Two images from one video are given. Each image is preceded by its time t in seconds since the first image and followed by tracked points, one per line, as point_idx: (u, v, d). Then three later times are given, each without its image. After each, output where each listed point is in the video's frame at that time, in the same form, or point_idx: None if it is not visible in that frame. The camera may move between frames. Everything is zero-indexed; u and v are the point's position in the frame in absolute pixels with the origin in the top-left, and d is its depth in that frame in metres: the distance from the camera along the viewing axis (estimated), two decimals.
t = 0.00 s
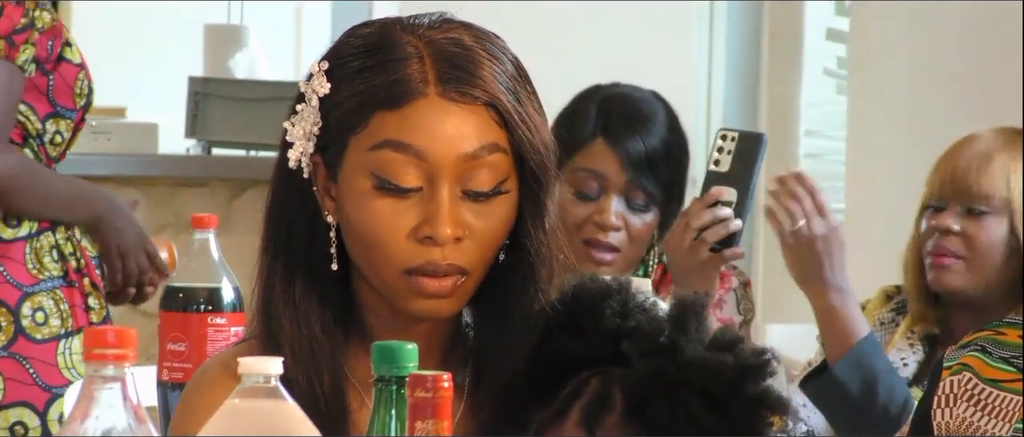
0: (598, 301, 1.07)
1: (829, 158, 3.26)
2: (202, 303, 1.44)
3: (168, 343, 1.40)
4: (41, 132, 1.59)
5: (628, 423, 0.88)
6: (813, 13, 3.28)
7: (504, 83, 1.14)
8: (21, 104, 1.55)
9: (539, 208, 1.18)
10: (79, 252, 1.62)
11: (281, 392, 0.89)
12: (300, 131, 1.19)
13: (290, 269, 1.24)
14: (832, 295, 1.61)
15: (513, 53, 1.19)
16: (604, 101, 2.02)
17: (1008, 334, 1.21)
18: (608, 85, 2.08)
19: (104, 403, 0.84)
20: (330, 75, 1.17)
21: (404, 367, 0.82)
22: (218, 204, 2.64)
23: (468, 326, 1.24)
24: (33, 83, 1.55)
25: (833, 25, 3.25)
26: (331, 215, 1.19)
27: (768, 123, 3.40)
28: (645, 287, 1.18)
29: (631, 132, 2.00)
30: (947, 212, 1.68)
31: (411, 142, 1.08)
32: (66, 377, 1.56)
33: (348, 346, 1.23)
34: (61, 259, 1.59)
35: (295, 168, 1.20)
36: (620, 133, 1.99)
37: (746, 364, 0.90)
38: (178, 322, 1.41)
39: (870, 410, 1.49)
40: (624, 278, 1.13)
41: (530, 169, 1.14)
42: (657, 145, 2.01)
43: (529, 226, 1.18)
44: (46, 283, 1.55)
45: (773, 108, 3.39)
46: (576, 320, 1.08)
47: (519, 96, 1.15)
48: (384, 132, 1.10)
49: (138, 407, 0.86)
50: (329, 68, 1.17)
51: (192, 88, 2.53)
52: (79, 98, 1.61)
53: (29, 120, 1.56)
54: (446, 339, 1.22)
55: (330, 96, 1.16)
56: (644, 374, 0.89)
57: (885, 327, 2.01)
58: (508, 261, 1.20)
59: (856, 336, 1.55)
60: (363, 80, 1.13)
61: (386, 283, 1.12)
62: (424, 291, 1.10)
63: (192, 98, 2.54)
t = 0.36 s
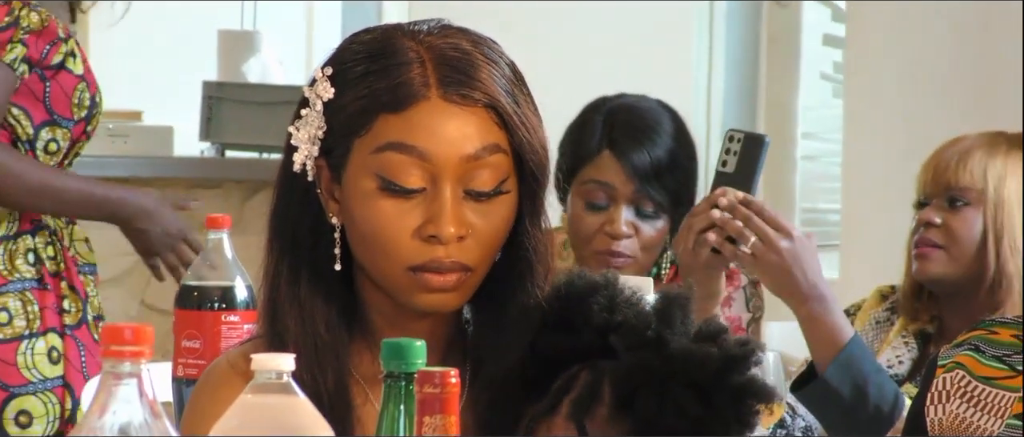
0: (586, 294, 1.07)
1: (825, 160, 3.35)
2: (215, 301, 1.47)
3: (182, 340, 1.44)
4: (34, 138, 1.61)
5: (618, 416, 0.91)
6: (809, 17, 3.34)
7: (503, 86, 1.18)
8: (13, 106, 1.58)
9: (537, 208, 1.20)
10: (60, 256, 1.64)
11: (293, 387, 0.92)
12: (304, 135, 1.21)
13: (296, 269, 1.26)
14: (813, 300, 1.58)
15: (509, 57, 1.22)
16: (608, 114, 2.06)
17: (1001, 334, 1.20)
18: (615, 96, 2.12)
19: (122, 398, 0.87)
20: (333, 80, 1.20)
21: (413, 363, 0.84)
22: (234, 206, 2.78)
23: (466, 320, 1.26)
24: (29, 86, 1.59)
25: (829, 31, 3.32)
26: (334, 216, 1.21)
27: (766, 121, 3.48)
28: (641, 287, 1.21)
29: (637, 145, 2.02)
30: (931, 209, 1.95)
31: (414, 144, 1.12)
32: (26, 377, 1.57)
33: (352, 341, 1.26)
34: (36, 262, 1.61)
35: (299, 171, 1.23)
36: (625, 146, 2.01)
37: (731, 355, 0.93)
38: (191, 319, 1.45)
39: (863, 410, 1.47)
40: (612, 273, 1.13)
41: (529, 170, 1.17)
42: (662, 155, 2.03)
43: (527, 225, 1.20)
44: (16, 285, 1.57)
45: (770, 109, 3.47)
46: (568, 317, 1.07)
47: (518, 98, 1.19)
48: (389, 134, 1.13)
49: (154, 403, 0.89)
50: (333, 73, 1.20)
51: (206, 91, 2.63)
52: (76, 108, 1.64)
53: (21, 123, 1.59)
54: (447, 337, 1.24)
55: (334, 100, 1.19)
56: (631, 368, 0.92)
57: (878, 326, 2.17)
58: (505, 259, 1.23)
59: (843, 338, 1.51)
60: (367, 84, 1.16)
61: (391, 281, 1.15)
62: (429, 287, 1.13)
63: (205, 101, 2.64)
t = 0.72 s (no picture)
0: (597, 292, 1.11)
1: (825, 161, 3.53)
2: (228, 299, 1.50)
3: (195, 337, 1.48)
4: (80, 155, 1.70)
5: (636, 406, 0.96)
6: (809, 19, 3.54)
7: (516, 90, 1.22)
8: (61, 122, 1.67)
9: (548, 209, 1.24)
10: (98, 268, 1.69)
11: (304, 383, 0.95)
12: (320, 136, 1.24)
13: (310, 267, 1.30)
14: (811, 298, 1.64)
15: (522, 62, 1.26)
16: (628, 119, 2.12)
17: (997, 331, 1.29)
18: (639, 102, 2.18)
19: (136, 394, 0.91)
20: (350, 83, 1.23)
21: (421, 359, 0.87)
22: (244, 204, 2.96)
23: (477, 318, 1.30)
24: (79, 104, 1.68)
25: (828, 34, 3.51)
26: (349, 216, 1.24)
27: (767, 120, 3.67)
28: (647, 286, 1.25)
29: (650, 149, 2.06)
30: (925, 210, 2.14)
31: (430, 146, 1.15)
32: (54, 388, 1.62)
33: (365, 339, 1.29)
34: (73, 274, 1.66)
35: (315, 171, 1.26)
36: (640, 151, 2.07)
37: (746, 344, 0.95)
38: (204, 317, 1.49)
39: (861, 407, 1.52)
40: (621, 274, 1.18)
41: (541, 172, 1.21)
42: (674, 160, 2.07)
43: (540, 226, 1.25)
44: (50, 296, 1.63)
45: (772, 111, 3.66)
46: (580, 316, 1.11)
47: (530, 102, 1.23)
48: (404, 137, 1.16)
49: (167, 398, 0.92)
50: (350, 76, 1.24)
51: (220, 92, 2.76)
52: (125, 126, 1.75)
53: (70, 140, 1.68)
54: (458, 335, 1.27)
55: (350, 102, 1.22)
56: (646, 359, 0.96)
57: (875, 322, 2.26)
58: (518, 258, 1.27)
59: (840, 337, 1.57)
60: (384, 87, 1.20)
61: (405, 280, 1.18)
62: (443, 286, 1.17)
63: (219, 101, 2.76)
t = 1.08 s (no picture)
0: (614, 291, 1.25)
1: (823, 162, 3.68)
2: (251, 296, 1.57)
3: (220, 332, 1.53)
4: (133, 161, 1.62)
5: (652, 399, 1.10)
6: (810, 24, 3.68)
7: (535, 96, 1.27)
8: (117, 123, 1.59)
9: (565, 212, 1.29)
10: (152, 273, 1.66)
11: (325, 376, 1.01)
12: (346, 139, 1.30)
13: (336, 265, 1.36)
14: (811, 296, 1.71)
15: (541, 70, 1.32)
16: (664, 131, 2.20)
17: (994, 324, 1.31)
18: (677, 114, 2.26)
19: (163, 388, 0.97)
20: (375, 89, 1.29)
21: (437, 354, 0.92)
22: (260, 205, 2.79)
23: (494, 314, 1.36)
24: (138, 109, 1.61)
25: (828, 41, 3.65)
26: (374, 216, 1.30)
27: (769, 124, 3.77)
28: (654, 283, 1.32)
29: (681, 161, 2.15)
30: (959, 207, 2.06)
31: (452, 152, 1.21)
32: (109, 392, 1.61)
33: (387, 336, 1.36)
34: (128, 278, 1.63)
35: (341, 173, 1.32)
36: (670, 162, 2.15)
37: (759, 341, 1.07)
38: (228, 313, 1.54)
39: (858, 401, 1.59)
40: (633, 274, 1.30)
41: (559, 176, 1.27)
42: (701, 174, 2.16)
43: (556, 228, 1.29)
44: (107, 300, 1.61)
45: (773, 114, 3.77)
46: (597, 313, 1.25)
47: (549, 108, 1.28)
48: (428, 143, 1.22)
49: (193, 391, 0.98)
50: (375, 82, 1.29)
51: (242, 97, 2.56)
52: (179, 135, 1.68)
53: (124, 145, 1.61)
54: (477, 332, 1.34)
55: (375, 107, 1.28)
56: (664, 350, 1.09)
57: (872, 318, 2.22)
58: (537, 258, 1.31)
59: (838, 333, 1.64)
60: (408, 94, 1.26)
61: (427, 279, 1.24)
62: (463, 286, 1.23)
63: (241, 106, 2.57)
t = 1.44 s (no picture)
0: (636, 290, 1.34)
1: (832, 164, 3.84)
2: (281, 293, 1.63)
3: (251, 328, 1.60)
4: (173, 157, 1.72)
5: (673, 394, 1.20)
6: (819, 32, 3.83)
7: (559, 102, 1.33)
8: (161, 126, 1.70)
9: (588, 213, 1.34)
10: (200, 268, 1.76)
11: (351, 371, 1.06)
12: (377, 143, 1.36)
13: (366, 265, 1.42)
14: (833, 288, 1.77)
15: (565, 77, 1.37)
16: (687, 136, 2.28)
17: (1000, 318, 1.38)
18: (698, 121, 2.34)
19: (196, 382, 1.02)
20: (404, 94, 1.35)
21: (460, 349, 0.98)
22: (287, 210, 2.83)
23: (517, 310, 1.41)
24: (178, 110, 1.71)
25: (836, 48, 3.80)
26: (403, 217, 1.36)
27: (780, 129, 3.90)
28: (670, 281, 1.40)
29: (702, 167, 2.23)
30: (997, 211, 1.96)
31: (480, 154, 1.27)
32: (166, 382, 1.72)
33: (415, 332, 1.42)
34: (179, 274, 1.73)
35: (372, 175, 1.38)
36: (693, 167, 2.23)
37: (776, 339, 1.17)
38: (260, 309, 1.60)
39: (868, 390, 1.66)
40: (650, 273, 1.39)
41: (582, 177, 1.32)
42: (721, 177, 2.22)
43: (579, 228, 1.34)
44: (161, 295, 1.71)
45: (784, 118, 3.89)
46: (621, 311, 1.34)
47: (572, 113, 1.34)
48: (456, 146, 1.29)
49: (225, 385, 1.04)
50: (405, 88, 1.36)
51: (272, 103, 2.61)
52: (216, 134, 1.77)
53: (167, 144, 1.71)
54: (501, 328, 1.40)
55: (404, 111, 1.34)
56: (687, 349, 1.19)
57: (881, 314, 2.27)
58: (559, 257, 1.36)
59: (852, 325, 1.71)
60: (436, 100, 1.32)
61: (455, 277, 1.30)
62: (490, 283, 1.29)
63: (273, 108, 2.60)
